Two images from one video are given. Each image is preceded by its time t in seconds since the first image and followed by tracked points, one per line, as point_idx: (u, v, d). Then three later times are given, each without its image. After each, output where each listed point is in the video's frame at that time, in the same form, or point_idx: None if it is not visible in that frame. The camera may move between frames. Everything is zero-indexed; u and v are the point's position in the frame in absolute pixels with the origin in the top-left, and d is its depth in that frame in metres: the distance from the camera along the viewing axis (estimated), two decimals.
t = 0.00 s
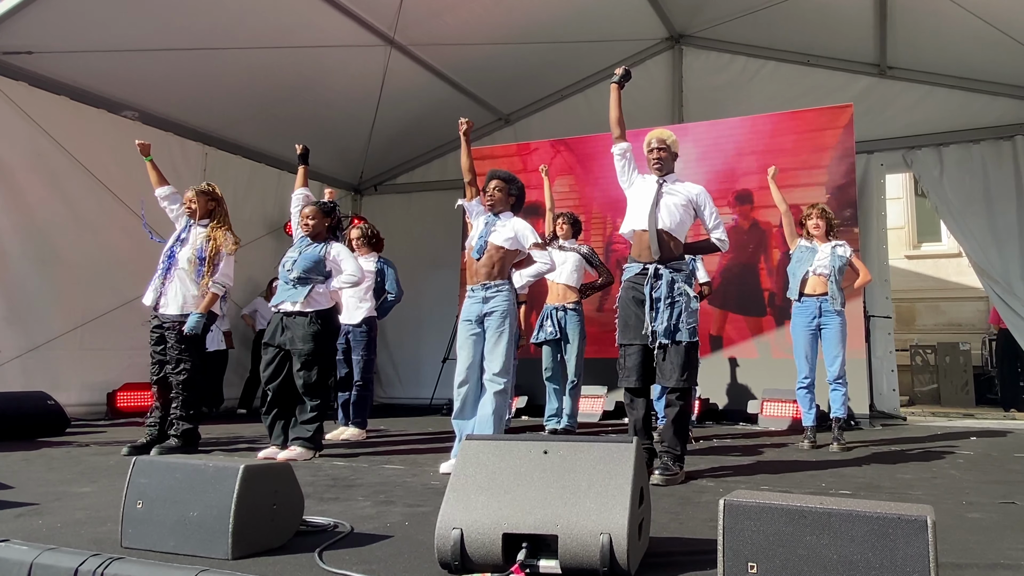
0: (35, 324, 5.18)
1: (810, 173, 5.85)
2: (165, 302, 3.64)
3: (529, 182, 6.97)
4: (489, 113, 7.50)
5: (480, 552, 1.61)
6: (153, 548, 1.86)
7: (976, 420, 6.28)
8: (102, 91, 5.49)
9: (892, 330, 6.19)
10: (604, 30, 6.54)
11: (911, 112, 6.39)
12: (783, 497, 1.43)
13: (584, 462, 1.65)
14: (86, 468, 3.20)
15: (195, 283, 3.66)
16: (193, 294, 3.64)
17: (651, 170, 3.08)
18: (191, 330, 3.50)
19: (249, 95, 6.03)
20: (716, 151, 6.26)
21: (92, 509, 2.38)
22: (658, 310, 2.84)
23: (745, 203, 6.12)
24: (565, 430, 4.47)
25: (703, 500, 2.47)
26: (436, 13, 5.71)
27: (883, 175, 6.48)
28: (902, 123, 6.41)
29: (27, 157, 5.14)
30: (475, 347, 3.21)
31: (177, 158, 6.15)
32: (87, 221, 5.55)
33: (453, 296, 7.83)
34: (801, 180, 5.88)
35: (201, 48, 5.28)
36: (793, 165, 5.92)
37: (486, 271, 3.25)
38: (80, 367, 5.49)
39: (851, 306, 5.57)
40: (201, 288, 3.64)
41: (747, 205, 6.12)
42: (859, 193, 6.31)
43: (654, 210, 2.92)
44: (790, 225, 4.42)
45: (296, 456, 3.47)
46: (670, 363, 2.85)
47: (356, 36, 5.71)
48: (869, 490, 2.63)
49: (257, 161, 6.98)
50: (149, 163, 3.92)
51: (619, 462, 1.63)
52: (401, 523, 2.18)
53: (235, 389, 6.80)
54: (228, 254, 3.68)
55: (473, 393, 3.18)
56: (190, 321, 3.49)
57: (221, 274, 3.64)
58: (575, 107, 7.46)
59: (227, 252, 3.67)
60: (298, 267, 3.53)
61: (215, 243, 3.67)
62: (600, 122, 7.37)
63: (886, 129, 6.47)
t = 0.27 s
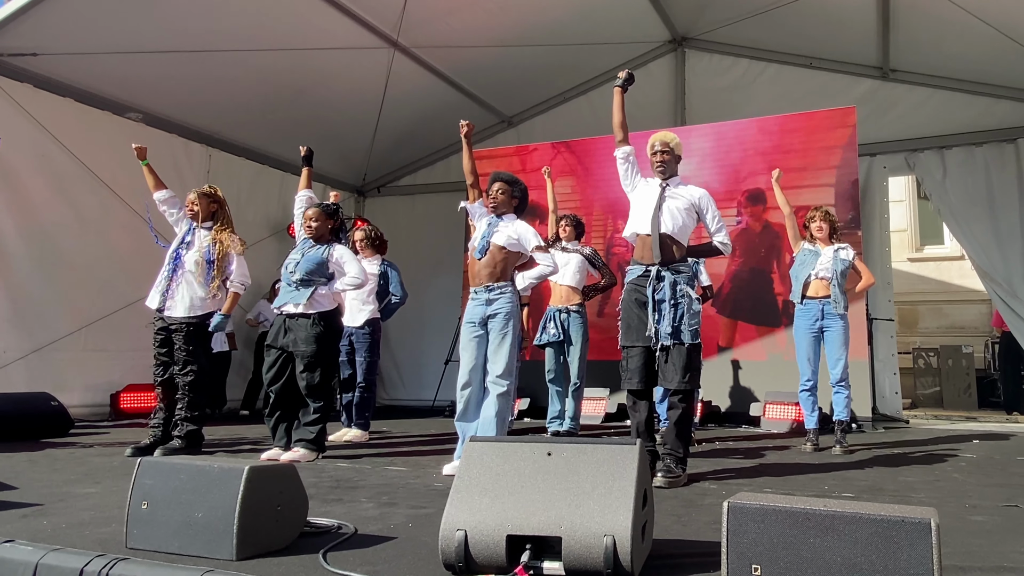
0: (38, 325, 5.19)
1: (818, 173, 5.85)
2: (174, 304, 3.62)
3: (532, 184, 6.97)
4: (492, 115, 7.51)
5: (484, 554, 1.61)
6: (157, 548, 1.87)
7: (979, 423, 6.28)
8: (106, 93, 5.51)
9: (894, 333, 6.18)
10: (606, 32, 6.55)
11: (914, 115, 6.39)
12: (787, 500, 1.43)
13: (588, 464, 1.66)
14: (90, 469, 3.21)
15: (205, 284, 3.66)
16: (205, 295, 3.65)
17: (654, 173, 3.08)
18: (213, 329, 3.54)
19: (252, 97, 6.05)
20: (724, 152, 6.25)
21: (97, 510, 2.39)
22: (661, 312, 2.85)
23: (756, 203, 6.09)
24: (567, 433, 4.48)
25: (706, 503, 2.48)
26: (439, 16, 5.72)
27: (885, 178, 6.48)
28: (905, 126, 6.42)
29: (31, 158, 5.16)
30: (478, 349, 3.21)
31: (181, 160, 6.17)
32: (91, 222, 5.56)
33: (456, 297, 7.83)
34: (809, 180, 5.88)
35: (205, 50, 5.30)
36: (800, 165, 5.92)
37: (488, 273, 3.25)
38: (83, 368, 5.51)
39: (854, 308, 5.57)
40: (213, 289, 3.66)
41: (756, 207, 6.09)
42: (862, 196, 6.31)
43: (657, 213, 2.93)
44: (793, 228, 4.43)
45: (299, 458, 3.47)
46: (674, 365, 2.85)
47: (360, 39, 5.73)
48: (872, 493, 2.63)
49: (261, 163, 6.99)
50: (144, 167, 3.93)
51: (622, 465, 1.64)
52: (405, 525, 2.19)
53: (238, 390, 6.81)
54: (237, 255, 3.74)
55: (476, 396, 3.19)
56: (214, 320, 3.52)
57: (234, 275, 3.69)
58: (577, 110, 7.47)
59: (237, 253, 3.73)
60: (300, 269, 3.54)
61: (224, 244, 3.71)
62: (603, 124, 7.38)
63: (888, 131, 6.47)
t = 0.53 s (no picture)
0: (43, 327, 5.21)
1: (829, 174, 5.82)
2: (184, 307, 3.65)
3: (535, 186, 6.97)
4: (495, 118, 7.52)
5: (487, 557, 1.62)
6: (163, 551, 1.88)
7: (981, 426, 6.27)
8: (111, 95, 5.54)
9: (897, 336, 6.17)
10: (609, 35, 6.56)
11: (917, 118, 6.39)
12: (789, 504, 1.44)
13: (591, 468, 1.66)
14: (94, 471, 3.22)
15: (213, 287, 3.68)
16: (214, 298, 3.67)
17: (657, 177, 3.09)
18: (218, 329, 3.57)
19: (256, 99, 6.07)
20: (733, 153, 6.25)
21: (102, 512, 2.40)
22: (663, 316, 2.85)
23: (768, 203, 6.06)
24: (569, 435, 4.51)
25: (709, 506, 2.48)
26: (443, 19, 5.74)
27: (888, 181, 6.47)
28: (908, 129, 6.42)
29: (36, 160, 5.19)
30: (481, 352, 3.22)
31: (185, 162, 6.20)
32: (96, 224, 5.58)
33: (458, 300, 7.84)
34: (819, 181, 5.85)
35: (210, 53, 5.32)
36: (810, 166, 5.90)
37: (490, 275, 3.26)
38: (88, 369, 5.52)
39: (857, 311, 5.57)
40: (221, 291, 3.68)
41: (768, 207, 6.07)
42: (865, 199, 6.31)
43: (660, 217, 2.94)
44: (797, 231, 4.44)
45: (302, 461, 3.50)
46: (676, 369, 2.86)
47: (364, 42, 5.75)
48: (874, 497, 2.63)
49: (264, 165, 7.01)
50: (142, 172, 3.94)
51: (626, 469, 1.64)
52: (408, 528, 2.19)
53: (241, 392, 6.82)
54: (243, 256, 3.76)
55: (479, 399, 3.20)
56: (217, 320, 3.55)
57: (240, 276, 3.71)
58: (580, 112, 7.48)
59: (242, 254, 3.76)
60: (303, 271, 3.56)
61: (230, 246, 3.73)
62: (606, 127, 7.38)
63: (892, 135, 6.47)
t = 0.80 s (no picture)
0: (47, 328, 5.23)
1: (839, 175, 5.78)
2: (189, 305, 3.66)
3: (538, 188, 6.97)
4: (498, 120, 7.54)
5: (491, 559, 1.62)
6: (168, 551, 1.88)
7: (984, 429, 6.26)
8: (115, 97, 5.56)
9: (900, 339, 6.16)
10: (612, 37, 6.58)
11: (920, 120, 6.39)
12: (791, 505, 1.44)
13: (594, 469, 1.67)
14: (98, 471, 3.23)
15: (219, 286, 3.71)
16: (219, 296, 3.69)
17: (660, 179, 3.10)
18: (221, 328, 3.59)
19: (260, 101, 6.09)
20: (743, 153, 6.23)
21: (106, 512, 2.40)
22: (666, 318, 2.86)
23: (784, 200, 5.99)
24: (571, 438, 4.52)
25: (711, 508, 2.48)
26: (446, 21, 5.76)
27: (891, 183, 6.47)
28: (910, 132, 6.42)
29: (40, 162, 5.21)
30: (484, 354, 3.24)
31: (188, 164, 6.22)
32: (100, 225, 5.61)
33: (461, 301, 7.85)
34: (830, 182, 5.81)
35: (214, 55, 5.33)
36: (820, 166, 5.86)
37: (493, 277, 3.27)
38: (92, 370, 5.54)
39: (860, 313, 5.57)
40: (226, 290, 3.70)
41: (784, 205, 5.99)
42: (867, 201, 6.31)
43: (662, 219, 2.95)
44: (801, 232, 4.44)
45: (305, 462, 3.50)
46: (678, 370, 2.86)
47: (367, 44, 5.76)
48: (877, 499, 2.64)
49: (267, 167, 7.03)
50: (145, 172, 3.94)
51: (628, 470, 1.64)
52: (411, 529, 2.20)
53: (244, 393, 6.83)
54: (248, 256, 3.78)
55: (481, 400, 3.22)
56: (220, 320, 3.57)
57: (244, 274, 3.73)
58: (583, 114, 7.49)
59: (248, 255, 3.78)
60: (305, 272, 3.57)
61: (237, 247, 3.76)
62: (609, 129, 7.39)
63: (894, 137, 6.47)
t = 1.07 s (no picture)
0: (49, 329, 5.23)
1: (846, 173, 5.78)
2: (193, 307, 3.68)
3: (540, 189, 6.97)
4: (499, 121, 7.55)
5: (492, 559, 1.63)
6: (169, 551, 1.89)
7: (985, 430, 6.26)
8: (117, 98, 5.57)
9: (901, 340, 6.15)
10: (613, 39, 6.59)
11: (921, 121, 6.39)
12: (792, 505, 1.44)
13: (595, 469, 1.67)
14: (100, 472, 3.23)
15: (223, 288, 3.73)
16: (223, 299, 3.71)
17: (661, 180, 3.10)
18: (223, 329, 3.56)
19: (261, 102, 6.10)
20: (745, 155, 6.22)
21: (108, 513, 2.41)
22: (668, 318, 2.86)
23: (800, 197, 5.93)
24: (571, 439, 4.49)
25: (712, 508, 2.48)
26: (447, 23, 5.77)
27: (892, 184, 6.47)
28: (911, 133, 6.42)
29: (43, 163, 5.22)
30: (485, 355, 3.24)
31: (190, 165, 6.22)
32: (102, 226, 5.62)
33: (462, 302, 7.85)
34: (837, 180, 5.80)
35: (216, 56, 5.35)
36: (826, 164, 5.85)
37: (494, 278, 3.27)
38: (94, 371, 5.55)
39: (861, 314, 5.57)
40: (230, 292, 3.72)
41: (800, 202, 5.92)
42: (868, 202, 6.31)
43: (664, 220, 2.96)
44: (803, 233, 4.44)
45: (305, 463, 3.52)
46: (680, 371, 2.86)
47: (369, 45, 5.77)
48: (878, 500, 2.64)
49: (269, 168, 7.04)
50: (150, 170, 3.93)
51: (629, 470, 1.65)
52: (412, 529, 2.20)
53: (245, 394, 6.84)
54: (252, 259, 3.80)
55: (482, 401, 3.22)
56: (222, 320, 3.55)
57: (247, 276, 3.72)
58: (585, 116, 7.50)
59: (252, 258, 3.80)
60: (305, 273, 3.58)
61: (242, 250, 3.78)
62: (610, 130, 7.39)
63: (895, 138, 6.47)
